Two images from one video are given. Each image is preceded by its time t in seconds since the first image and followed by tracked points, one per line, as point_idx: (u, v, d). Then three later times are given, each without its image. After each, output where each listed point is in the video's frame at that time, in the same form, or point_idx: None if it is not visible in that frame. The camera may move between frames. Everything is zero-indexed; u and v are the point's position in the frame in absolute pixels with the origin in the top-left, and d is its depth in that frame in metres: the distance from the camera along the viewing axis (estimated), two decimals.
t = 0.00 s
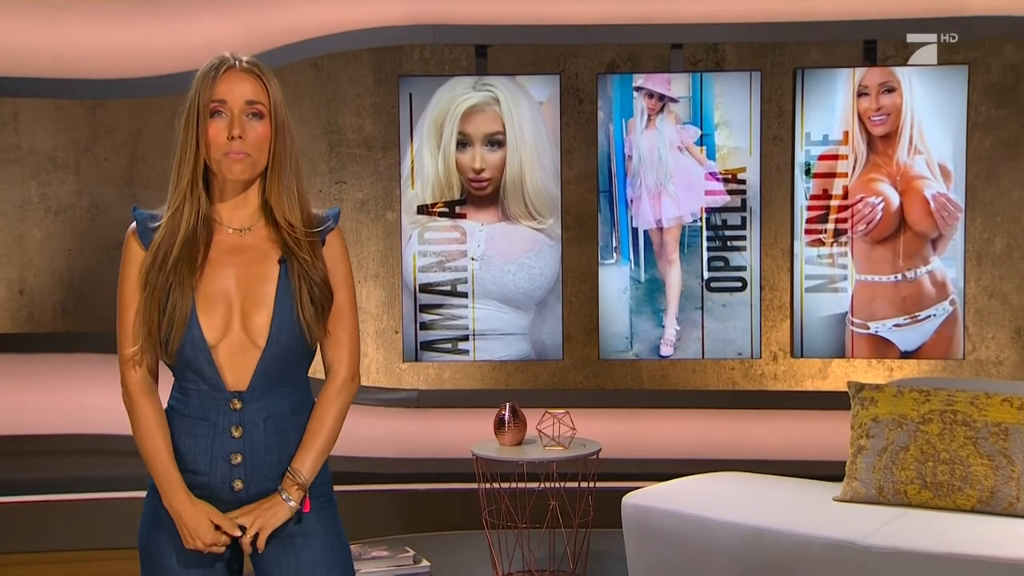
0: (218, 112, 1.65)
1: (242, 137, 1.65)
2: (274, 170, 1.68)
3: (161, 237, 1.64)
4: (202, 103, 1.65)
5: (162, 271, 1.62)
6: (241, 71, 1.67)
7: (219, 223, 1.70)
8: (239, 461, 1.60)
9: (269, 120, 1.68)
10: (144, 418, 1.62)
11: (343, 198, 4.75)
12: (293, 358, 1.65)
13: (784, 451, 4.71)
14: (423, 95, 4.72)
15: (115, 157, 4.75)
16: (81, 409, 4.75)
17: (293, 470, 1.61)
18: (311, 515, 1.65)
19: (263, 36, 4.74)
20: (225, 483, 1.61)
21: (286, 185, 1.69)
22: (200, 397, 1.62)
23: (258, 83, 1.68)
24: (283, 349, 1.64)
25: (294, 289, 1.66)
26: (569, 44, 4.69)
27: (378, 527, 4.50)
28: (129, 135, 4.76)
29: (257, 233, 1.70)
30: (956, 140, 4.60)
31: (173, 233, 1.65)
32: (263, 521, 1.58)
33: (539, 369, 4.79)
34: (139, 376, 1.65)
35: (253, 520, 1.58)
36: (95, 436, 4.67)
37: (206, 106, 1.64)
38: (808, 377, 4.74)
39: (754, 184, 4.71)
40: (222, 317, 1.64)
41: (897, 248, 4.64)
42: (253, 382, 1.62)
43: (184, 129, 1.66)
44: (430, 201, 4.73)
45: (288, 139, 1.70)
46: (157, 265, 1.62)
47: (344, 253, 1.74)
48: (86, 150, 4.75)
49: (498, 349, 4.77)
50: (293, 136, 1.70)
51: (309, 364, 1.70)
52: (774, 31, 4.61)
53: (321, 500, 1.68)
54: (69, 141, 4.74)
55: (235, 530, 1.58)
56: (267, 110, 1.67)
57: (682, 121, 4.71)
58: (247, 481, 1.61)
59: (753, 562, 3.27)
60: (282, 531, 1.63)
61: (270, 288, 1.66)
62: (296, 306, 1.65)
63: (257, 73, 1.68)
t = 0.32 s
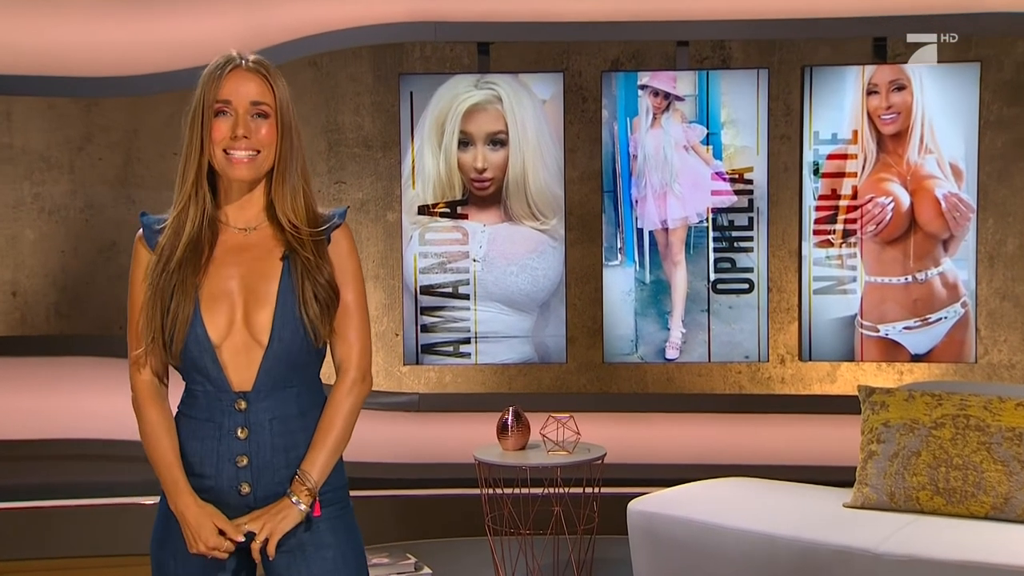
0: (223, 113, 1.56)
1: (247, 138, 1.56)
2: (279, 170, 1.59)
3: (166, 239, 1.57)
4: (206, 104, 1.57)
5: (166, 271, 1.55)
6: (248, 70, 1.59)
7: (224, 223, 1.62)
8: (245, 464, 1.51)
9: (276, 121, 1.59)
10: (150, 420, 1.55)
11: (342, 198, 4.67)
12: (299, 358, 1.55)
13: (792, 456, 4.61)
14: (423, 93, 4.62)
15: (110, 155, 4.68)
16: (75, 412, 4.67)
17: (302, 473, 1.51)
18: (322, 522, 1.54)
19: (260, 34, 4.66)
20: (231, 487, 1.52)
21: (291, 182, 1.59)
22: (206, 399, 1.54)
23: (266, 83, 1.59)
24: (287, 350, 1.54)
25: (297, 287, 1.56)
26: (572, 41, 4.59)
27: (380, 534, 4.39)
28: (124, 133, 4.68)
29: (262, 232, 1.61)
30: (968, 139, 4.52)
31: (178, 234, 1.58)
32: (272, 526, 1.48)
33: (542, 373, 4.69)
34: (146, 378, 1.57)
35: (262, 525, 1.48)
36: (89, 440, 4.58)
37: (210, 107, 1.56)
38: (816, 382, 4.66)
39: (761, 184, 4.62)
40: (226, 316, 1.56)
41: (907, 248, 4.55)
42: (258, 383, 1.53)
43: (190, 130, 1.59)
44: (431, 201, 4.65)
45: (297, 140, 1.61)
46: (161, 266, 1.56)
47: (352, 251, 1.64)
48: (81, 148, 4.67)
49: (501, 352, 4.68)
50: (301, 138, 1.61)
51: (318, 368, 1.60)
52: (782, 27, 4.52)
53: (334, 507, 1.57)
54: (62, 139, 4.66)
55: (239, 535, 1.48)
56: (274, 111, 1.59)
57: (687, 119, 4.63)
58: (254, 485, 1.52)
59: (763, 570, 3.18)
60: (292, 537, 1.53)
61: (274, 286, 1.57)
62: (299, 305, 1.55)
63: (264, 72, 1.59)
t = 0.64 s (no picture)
0: (234, 108, 1.49)
1: (260, 133, 1.49)
2: (294, 167, 1.53)
3: (179, 238, 1.49)
4: (218, 99, 1.50)
5: (179, 270, 1.47)
6: (259, 64, 1.52)
7: (238, 222, 1.55)
8: (260, 465, 1.45)
9: (289, 117, 1.52)
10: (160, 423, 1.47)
11: (342, 197, 4.58)
12: (315, 358, 1.49)
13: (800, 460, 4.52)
14: (424, 91, 4.56)
15: (105, 154, 4.62)
16: (69, 416, 4.60)
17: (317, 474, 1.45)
18: (336, 524, 1.48)
19: (257, 32, 4.62)
20: (246, 490, 1.45)
21: (305, 180, 1.53)
22: (220, 400, 1.47)
23: (278, 77, 1.52)
24: (302, 351, 1.48)
25: (314, 287, 1.50)
26: (575, 38, 4.52)
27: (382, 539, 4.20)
28: (120, 132, 4.62)
29: (276, 231, 1.54)
30: (977, 138, 4.45)
31: (190, 233, 1.50)
32: (285, 525, 1.41)
33: (544, 376, 4.62)
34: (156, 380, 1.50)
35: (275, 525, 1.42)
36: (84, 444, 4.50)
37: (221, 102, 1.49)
38: (822, 385, 4.57)
39: (767, 183, 4.55)
40: (241, 315, 1.49)
41: (915, 248, 4.49)
42: (273, 383, 1.47)
43: (202, 127, 1.52)
44: (432, 200, 4.58)
45: (311, 136, 1.54)
46: (174, 265, 1.48)
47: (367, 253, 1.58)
48: (76, 147, 4.61)
49: (504, 353, 4.61)
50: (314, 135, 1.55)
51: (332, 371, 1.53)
52: (787, 24, 4.46)
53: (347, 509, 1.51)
54: (57, 138, 4.60)
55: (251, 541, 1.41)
56: (287, 106, 1.52)
57: (692, 117, 4.56)
58: (269, 487, 1.45)
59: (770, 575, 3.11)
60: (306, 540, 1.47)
61: (290, 286, 1.50)
62: (316, 306, 1.49)
63: (275, 67, 1.52)
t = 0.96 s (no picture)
0: (240, 105, 1.44)
1: (264, 128, 1.44)
2: (299, 166, 1.48)
3: (183, 236, 1.43)
4: (223, 94, 1.44)
5: (184, 269, 1.41)
6: (265, 61, 1.47)
7: (242, 222, 1.49)
8: (261, 466, 1.39)
9: (295, 114, 1.47)
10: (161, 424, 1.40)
11: (341, 196, 4.52)
12: (319, 359, 1.44)
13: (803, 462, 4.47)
14: (423, 89, 4.50)
15: (100, 153, 4.56)
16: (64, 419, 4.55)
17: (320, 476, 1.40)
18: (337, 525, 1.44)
19: (254, 30, 4.58)
20: (247, 492, 1.39)
21: (311, 179, 1.48)
22: (220, 399, 1.41)
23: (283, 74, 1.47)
24: (306, 353, 1.43)
25: (321, 289, 1.45)
26: (576, 35, 4.47)
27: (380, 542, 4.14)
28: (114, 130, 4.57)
29: (281, 232, 1.49)
30: (983, 136, 4.40)
31: (194, 230, 1.44)
32: (296, 530, 1.37)
33: (544, 376, 4.57)
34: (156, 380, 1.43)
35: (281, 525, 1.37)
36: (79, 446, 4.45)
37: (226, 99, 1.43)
38: (826, 385, 4.54)
39: (771, 182, 4.50)
40: (245, 316, 1.43)
41: (921, 248, 4.43)
42: (277, 383, 1.41)
43: (206, 122, 1.46)
44: (432, 198, 4.52)
45: (315, 136, 1.49)
46: (178, 264, 1.41)
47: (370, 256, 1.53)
48: (70, 145, 4.56)
49: (504, 354, 4.55)
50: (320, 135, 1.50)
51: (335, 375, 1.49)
52: (789, 21, 4.42)
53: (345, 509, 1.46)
54: (52, 137, 4.54)
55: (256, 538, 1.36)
56: (293, 104, 1.47)
57: (694, 116, 4.50)
58: (269, 488, 1.40)
59: None
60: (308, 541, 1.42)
61: (296, 287, 1.45)
62: (323, 308, 1.44)
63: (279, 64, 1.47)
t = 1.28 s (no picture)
0: (241, 103, 1.39)
1: (263, 132, 1.40)
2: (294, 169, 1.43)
3: (170, 232, 1.38)
4: (224, 90, 1.39)
5: (171, 265, 1.36)
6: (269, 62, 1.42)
7: (229, 220, 1.44)
8: (246, 469, 1.35)
9: (296, 118, 1.43)
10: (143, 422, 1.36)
11: (338, 195, 4.48)
12: (306, 362, 1.39)
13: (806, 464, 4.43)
14: (421, 86, 4.44)
15: (96, 151, 4.56)
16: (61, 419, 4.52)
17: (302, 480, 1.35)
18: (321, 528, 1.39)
19: (251, 28, 4.55)
20: (229, 495, 1.35)
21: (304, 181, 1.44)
22: (206, 401, 1.36)
23: (285, 75, 1.42)
24: (293, 357, 1.38)
25: (308, 291, 1.40)
26: (576, 32, 4.43)
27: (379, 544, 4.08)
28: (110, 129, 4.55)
29: (269, 232, 1.44)
30: (988, 134, 4.36)
31: (181, 225, 1.39)
32: (273, 533, 1.32)
33: (544, 377, 4.53)
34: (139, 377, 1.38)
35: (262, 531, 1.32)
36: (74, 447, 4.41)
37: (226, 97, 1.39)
38: (829, 386, 4.50)
39: (773, 181, 4.45)
40: (232, 317, 1.38)
41: (924, 248, 4.39)
42: (264, 386, 1.36)
43: (201, 117, 1.40)
44: (431, 197, 4.47)
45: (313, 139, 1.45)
46: (165, 259, 1.37)
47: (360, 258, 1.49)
48: (66, 144, 4.56)
49: (504, 354, 4.50)
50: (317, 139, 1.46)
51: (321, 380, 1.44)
52: (790, 18, 4.37)
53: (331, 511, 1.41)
54: (47, 135, 4.56)
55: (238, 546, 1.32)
56: (293, 106, 1.42)
57: (696, 114, 4.46)
58: (254, 490, 1.35)
59: None
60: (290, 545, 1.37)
61: (282, 289, 1.40)
62: (310, 312, 1.40)
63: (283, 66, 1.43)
